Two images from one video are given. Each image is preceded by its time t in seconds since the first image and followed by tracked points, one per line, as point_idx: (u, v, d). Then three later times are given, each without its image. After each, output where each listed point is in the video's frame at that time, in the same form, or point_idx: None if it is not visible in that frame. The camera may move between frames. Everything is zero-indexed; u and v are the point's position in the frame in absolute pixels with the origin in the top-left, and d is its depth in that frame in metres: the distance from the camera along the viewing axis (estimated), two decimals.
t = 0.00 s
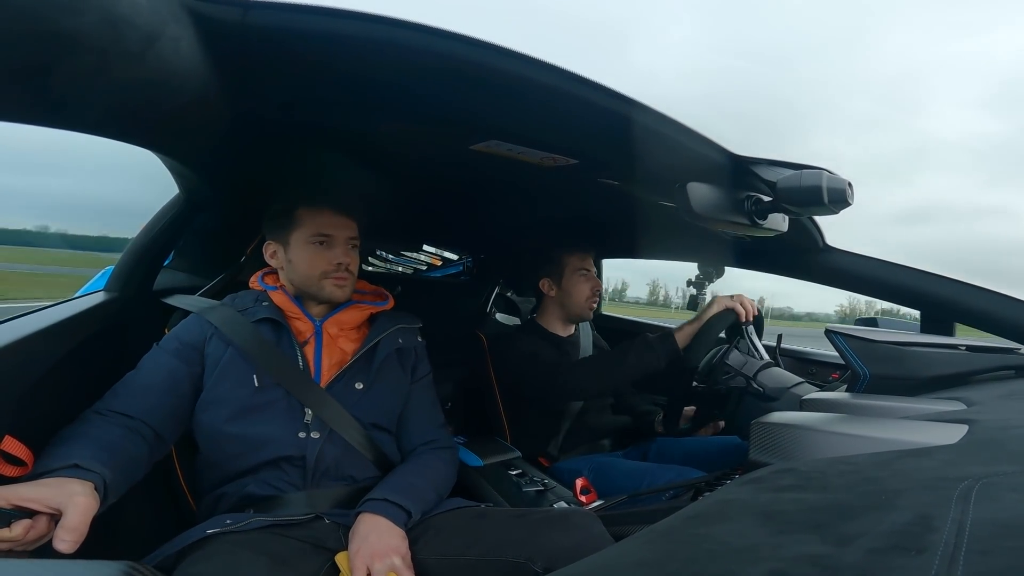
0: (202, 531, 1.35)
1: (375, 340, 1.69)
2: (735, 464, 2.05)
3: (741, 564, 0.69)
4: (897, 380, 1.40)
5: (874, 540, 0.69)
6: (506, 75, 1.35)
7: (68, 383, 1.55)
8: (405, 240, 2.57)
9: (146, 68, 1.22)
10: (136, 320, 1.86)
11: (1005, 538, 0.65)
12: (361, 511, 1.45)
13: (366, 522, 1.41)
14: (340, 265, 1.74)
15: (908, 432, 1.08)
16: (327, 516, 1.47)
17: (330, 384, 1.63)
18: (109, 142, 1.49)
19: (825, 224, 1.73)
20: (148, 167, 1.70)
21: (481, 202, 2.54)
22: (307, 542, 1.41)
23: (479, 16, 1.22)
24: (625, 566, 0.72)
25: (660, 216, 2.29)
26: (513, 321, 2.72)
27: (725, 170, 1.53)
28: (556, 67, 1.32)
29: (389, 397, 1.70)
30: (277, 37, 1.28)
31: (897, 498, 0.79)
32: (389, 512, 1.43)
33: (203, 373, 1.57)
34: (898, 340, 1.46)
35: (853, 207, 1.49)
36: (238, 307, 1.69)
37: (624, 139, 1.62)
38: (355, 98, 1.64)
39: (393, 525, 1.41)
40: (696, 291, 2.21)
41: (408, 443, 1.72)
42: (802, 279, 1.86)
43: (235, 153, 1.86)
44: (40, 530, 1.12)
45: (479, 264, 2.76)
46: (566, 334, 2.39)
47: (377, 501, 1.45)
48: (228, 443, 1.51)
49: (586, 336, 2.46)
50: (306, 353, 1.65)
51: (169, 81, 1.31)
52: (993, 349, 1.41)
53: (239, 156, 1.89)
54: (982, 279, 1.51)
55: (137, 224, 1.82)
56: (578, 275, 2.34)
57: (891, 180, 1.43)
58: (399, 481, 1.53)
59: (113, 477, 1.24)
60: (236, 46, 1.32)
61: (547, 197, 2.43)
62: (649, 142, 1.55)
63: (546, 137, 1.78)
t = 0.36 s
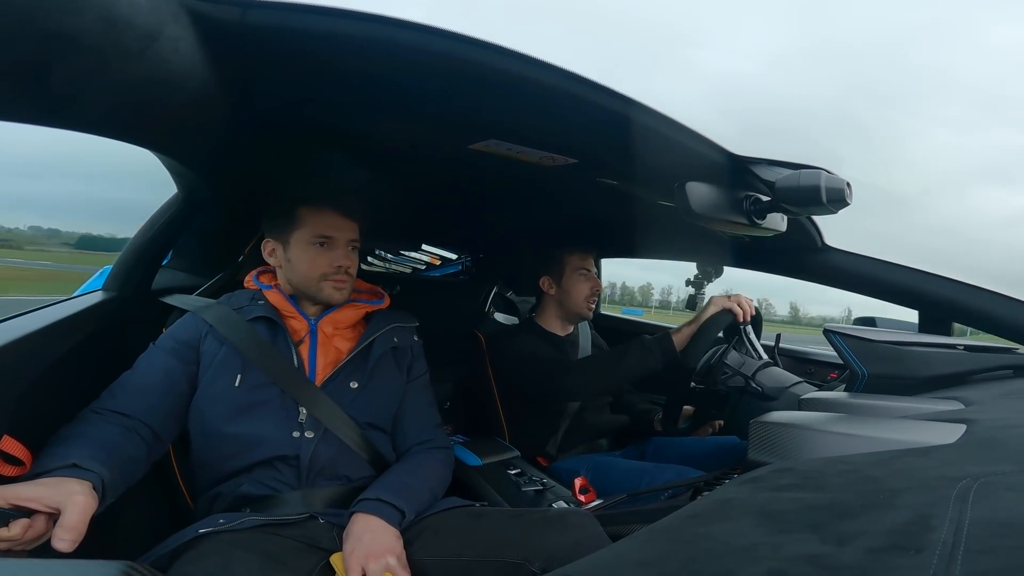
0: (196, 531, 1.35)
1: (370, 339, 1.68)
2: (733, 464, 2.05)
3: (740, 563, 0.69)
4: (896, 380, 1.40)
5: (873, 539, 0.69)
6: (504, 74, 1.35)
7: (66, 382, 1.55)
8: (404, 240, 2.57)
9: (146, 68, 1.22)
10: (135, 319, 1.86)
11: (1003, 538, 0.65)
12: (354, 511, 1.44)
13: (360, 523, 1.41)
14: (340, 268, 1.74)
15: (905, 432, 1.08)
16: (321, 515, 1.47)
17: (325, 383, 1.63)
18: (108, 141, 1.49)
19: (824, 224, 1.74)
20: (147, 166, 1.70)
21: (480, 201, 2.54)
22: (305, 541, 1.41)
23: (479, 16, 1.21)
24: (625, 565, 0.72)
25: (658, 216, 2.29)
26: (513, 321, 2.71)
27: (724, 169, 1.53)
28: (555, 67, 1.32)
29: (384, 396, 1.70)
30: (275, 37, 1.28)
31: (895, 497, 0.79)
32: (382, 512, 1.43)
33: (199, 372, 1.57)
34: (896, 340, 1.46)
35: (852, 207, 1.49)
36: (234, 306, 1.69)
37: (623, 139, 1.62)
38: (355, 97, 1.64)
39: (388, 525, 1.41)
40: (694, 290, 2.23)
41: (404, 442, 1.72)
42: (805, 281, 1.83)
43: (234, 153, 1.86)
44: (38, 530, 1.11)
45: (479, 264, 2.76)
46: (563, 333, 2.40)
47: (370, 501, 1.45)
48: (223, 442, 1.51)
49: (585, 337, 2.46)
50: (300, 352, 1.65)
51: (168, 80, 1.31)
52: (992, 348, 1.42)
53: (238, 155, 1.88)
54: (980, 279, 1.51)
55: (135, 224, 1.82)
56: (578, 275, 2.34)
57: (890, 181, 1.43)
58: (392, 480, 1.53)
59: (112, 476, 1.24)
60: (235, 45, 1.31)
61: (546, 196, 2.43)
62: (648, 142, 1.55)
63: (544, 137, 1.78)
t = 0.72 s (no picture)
0: (195, 530, 1.35)
1: (369, 338, 1.68)
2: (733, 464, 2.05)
3: (741, 564, 0.69)
4: (896, 380, 1.40)
5: (874, 540, 0.69)
6: (504, 74, 1.35)
7: (67, 382, 1.55)
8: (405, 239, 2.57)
9: (147, 68, 1.22)
10: (135, 320, 1.86)
11: (1004, 538, 0.65)
12: (354, 511, 1.44)
13: (359, 523, 1.41)
14: (341, 264, 1.74)
15: (905, 433, 1.08)
16: (320, 515, 1.47)
17: (323, 382, 1.63)
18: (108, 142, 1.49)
19: (825, 225, 1.74)
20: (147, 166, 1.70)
21: (480, 201, 2.54)
22: (306, 541, 1.41)
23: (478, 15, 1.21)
24: (625, 565, 0.72)
25: (659, 216, 2.29)
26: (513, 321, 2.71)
27: (725, 169, 1.53)
28: (556, 67, 1.32)
29: (384, 396, 1.70)
30: (275, 37, 1.28)
31: (896, 497, 0.79)
32: (381, 512, 1.42)
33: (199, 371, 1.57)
34: (897, 340, 1.46)
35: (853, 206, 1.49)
36: (233, 305, 1.69)
37: (624, 139, 1.62)
38: (355, 97, 1.64)
39: (387, 524, 1.41)
40: (694, 291, 2.18)
41: (403, 442, 1.72)
42: (804, 280, 1.86)
43: (235, 153, 1.86)
44: (39, 530, 1.11)
45: (479, 263, 2.75)
46: (563, 332, 2.39)
47: (369, 500, 1.45)
48: (222, 442, 1.51)
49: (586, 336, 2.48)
50: (299, 351, 1.65)
51: (169, 81, 1.31)
52: (992, 349, 1.42)
53: (238, 155, 1.88)
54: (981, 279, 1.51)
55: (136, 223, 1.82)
56: (576, 271, 2.33)
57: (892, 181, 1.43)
58: (391, 481, 1.53)
59: (112, 476, 1.24)
60: (235, 45, 1.31)
61: (547, 196, 2.43)
62: (649, 142, 1.55)
63: (545, 137, 1.78)
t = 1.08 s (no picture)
0: (194, 530, 1.35)
1: (366, 339, 1.68)
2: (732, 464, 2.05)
3: (741, 563, 0.69)
4: (896, 380, 1.40)
5: (873, 539, 0.69)
6: (504, 74, 1.35)
7: (65, 382, 1.55)
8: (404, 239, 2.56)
9: (146, 68, 1.22)
10: (135, 320, 1.86)
11: (1003, 538, 0.65)
12: (351, 511, 1.44)
13: (356, 523, 1.41)
14: (336, 266, 1.74)
15: (904, 432, 1.08)
16: (318, 516, 1.47)
17: (320, 383, 1.63)
18: (107, 142, 1.49)
19: (824, 224, 1.74)
20: (146, 166, 1.70)
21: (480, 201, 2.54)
22: (304, 541, 1.41)
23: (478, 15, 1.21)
24: (624, 565, 0.72)
25: (659, 216, 2.29)
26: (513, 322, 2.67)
27: (724, 169, 1.53)
28: (556, 66, 1.32)
29: (382, 396, 1.70)
30: (273, 37, 1.28)
31: (896, 497, 0.79)
32: (378, 512, 1.43)
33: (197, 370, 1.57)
34: (896, 340, 1.46)
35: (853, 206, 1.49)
36: (232, 305, 1.69)
37: (623, 139, 1.62)
38: (354, 98, 1.64)
39: (385, 525, 1.41)
40: (694, 290, 2.20)
41: (401, 441, 1.72)
42: (803, 280, 1.86)
43: (234, 153, 1.86)
44: (38, 531, 1.11)
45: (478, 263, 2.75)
46: (563, 333, 2.39)
47: (366, 501, 1.44)
48: (219, 442, 1.51)
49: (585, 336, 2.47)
50: (296, 352, 1.65)
51: (168, 80, 1.31)
52: (992, 348, 1.42)
53: (238, 155, 1.88)
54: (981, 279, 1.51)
55: (135, 224, 1.82)
56: (578, 274, 2.33)
57: (892, 180, 1.43)
58: (389, 481, 1.52)
59: (112, 477, 1.24)
60: (234, 45, 1.31)
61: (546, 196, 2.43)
62: (649, 142, 1.55)
63: (545, 137, 1.78)
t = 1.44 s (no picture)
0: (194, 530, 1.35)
1: (365, 339, 1.68)
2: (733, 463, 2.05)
3: (741, 563, 0.69)
4: (897, 379, 1.40)
5: (873, 539, 0.69)
6: (504, 74, 1.35)
7: (66, 382, 1.55)
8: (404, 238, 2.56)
9: (145, 68, 1.22)
10: (135, 319, 1.86)
11: (1003, 538, 0.65)
12: (353, 511, 1.44)
13: (358, 523, 1.41)
14: (332, 266, 1.73)
15: (906, 431, 1.08)
16: (319, 516, 1.46)
17: (320, 383, 1.63)
18: (107, 142, 1.49)
19: (825, 224, 1.74)
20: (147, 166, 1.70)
21: (480, 200, 2.54)
22: (305, 541, 1.41)
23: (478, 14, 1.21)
24: (624, 565, 0.72)
25: (659, 215, 2.29)
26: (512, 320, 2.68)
27: (724, 168, 1.53)
28: (556, 66, 1.32)
29: (382, 396, 1.70)
30: (273, 37, 1.28)
31: (896, 496, 0.79)
32: (380, 512, 1.43)
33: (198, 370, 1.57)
34: (896, 339, 1.46)
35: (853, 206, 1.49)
36: (232, 305, 1.69)
37: (623, 138, 1.62)
38: (354, 97, 1.64)
39: (387, 524, 1.42)
40: (694, 289, 2.21)
41: (401, 441, 1.71)
42: (800, 278, 1.89)
43: (235, 152, 1.86)
44: (38, 531, 1.11)
45: (478, 263, 2.73)
46: (563, 332, 2.37)
47: (368, 501, 1.45)
48: (219, 443, 1.51)
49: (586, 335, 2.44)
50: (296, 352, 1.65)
51: (167, 80, 1.31)
52: (992, 348, 1.42)
53: (238, 154, 1.88)
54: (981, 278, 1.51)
55: (135, 223, 1.82)
56: (578, 272, 2.34)
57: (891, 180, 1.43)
58: (390, 480, 1.53)
59: (113, 476, 1.24)
60: (234, 44, 1.31)
61: (546, 195, 2.43)
62: (649, 141, 1.55)
63: (545, 136, 1.78)
